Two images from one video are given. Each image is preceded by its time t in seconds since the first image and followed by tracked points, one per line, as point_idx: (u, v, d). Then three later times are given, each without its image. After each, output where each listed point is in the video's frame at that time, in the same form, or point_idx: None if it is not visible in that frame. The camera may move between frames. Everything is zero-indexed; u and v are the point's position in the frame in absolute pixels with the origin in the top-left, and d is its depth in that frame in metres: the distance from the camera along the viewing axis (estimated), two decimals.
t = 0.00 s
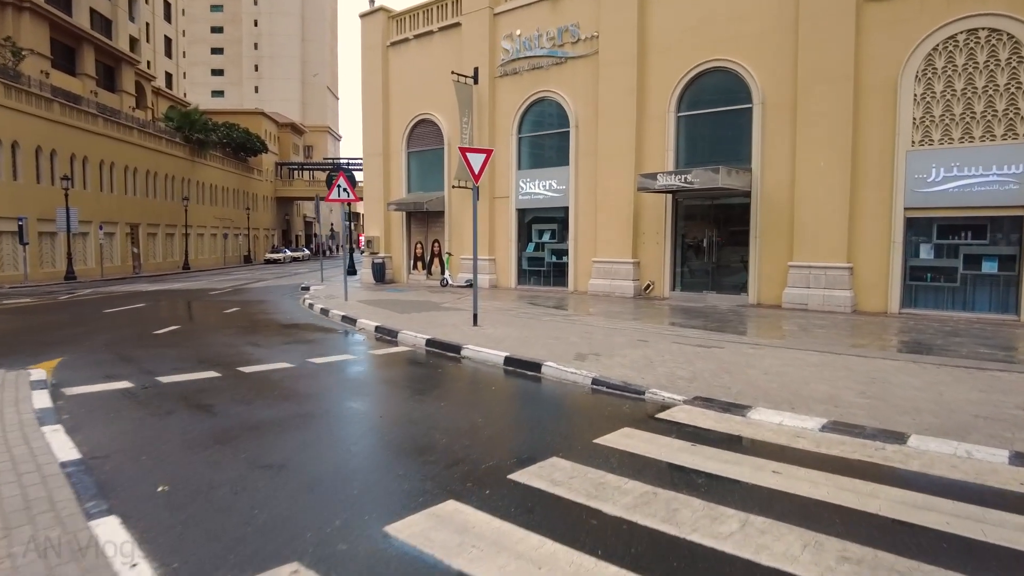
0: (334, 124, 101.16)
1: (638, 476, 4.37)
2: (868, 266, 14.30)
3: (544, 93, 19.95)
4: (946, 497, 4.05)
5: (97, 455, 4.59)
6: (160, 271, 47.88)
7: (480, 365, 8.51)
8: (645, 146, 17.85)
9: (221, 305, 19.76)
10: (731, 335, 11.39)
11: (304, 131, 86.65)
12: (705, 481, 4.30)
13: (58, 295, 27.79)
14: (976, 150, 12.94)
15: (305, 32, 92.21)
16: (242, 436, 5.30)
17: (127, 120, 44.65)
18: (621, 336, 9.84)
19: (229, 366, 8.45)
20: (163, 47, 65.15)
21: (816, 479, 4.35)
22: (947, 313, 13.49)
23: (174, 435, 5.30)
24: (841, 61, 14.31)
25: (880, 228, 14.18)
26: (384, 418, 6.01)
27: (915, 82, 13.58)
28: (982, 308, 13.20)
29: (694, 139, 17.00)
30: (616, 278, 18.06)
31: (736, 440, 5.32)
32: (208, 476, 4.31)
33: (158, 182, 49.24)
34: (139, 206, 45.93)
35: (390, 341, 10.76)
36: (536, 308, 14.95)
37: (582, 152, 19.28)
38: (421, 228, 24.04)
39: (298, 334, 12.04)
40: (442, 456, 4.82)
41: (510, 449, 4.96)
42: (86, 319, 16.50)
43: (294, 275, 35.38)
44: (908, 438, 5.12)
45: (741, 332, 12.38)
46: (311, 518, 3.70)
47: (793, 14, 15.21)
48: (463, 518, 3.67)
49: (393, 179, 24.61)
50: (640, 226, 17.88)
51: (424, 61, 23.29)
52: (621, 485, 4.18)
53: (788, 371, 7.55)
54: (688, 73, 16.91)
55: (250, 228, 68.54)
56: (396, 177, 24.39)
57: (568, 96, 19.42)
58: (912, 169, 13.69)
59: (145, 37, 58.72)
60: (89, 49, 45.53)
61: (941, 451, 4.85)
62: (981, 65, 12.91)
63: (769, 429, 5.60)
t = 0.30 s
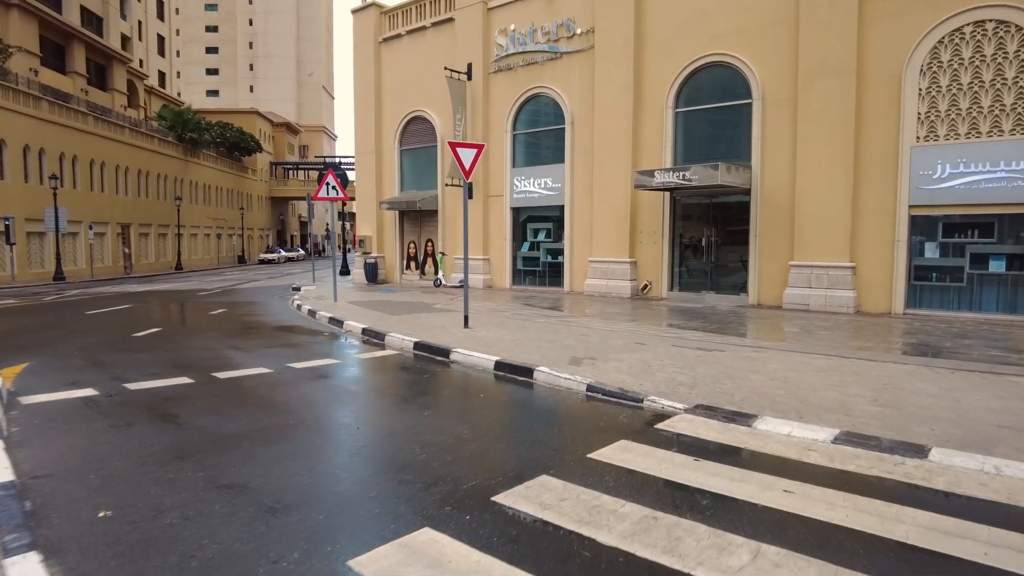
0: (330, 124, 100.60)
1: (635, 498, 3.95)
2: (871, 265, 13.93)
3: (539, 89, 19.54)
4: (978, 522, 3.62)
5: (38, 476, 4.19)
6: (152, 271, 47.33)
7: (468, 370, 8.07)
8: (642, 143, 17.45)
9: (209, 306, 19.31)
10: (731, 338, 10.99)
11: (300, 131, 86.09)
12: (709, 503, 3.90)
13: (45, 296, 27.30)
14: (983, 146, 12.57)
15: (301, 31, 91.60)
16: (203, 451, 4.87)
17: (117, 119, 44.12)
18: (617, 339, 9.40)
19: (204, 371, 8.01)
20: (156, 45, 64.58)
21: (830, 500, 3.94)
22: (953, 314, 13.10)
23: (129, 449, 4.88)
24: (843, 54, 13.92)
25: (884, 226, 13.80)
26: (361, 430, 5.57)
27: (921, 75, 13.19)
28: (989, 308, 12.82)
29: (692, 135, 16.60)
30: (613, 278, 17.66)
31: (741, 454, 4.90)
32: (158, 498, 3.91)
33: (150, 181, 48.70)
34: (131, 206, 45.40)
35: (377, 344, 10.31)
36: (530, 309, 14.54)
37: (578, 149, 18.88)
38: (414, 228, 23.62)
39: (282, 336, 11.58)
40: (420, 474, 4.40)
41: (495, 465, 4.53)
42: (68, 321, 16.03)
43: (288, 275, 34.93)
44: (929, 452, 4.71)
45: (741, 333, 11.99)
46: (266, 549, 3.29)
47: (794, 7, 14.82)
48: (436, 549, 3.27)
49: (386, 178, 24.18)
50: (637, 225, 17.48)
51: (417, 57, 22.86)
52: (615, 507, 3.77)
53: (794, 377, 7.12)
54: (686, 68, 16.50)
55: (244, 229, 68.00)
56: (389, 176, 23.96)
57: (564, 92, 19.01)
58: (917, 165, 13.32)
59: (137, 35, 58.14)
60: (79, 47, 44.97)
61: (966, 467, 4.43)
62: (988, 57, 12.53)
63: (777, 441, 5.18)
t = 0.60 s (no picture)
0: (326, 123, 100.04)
1: (634, 528, 3.52)
2: (875, 267, 13.53)
3: (535, 86, 19.13)
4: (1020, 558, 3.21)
5: None
6: (144, 272, 46.79)
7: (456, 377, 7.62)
8: (640, 141, 17.04)
9: (196, 308, 18.82)
10: (732, 341, 10.57)
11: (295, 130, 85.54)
12: (716, 533, 3.48)
13: (31, 297, 26.78)
14: (991, 144, 12.18)
15: (297, 30, 91.01)
16: (158, 472, 4.43)
17: (109, 117, 43.58)
18: (614, 344, 8.95)
19: (177, 378, 7.56)
20: (150, 44, 64.01)
21: (852, 529, 3.53)
22: (960, 317, 12.72)
23: (78, 468, 4.45)
24: (847, 49, 13.53)
25: (888, 226, 13.41)
26: (336, 445, 5.15)
27: (927, 71, 12.80)
28: (997, 311, 12.44)
29: (691, 134, 16.20)
30: (610, 280, 17.23)
31: (750, 473, 4.48)
32: (98, 528, 3.49)
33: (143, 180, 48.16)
34: (123, 205, 44.87)
35: (363, 349, 9.86)
36: (525, 311, 14.11)
37: (574, 147, 18.47)
38: (408, 228, 23.16)
39: (265, 340, 11.11)
40: (396, 498, 3.98)
41: (478, 489, 4.10)
42: (48, 323, 15.54)
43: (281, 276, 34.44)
44: (955, 472, 4.30)
45: (742, 337, 11.57)
46: None
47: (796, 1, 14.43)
48: None
49: (379, 176, 23.74)
50: (635, 224, 17.07)
51: (411, 54, 22.42)
52: (612, 541, 3.36)
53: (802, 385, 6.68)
54: (685, 64, 16.10)
55: (239, 228, 67.46)
56: (382, 174, 23.52)
57: (560, 89, 18.60)
58: (923, 163, 12.92)
59: (130, 33, 57.57)
60: (70, 44, 44.42)
61: (999, 491, 4.02)
62: (997, 53, 12.15)
63: (788, 458, 4.76)
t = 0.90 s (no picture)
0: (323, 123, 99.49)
1: (627, 557, 3.10)
2: (879, 266, 13.14)
3: (529, 81, 18.72)
4: None
5: None
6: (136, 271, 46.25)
7: (442, 381, 7.19)
8: (636, 137, 16.65)
9: (182, 308, 18.37)
10: (732, 342, 10.14)
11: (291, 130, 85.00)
12: (721, 563, 3.06)
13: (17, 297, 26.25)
14: (999, 138, 11.80)
15: (293, 29, 90.44)
16: (102, 489, 4.00)
17: (100, 114, 43.03)
18: (610, 345, 8.53)
19: (144, 382, 7.10)
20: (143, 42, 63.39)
21: (874, 557, 3.12)
22: (967, 318, 12.33)
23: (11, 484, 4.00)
24: (850, 41, 13.13)
25: (892, 224, 13.01)
26: (305, 457, 4.70)
27: (933, 64, 12.40)
28: (1004, 311, 12.05)
29: (689, 130, 15.80)
30: (606, 279, 16.81)
31: (757, 490, 4.06)
32: (16, 559, 3.05)
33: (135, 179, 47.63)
34: (115, 204, 44.34)
35: (346, 350, 9.41)
36: (519, 312, 13.67)
37: (569, 143, 18.05)
38: (401, 226, 22.73)
39: (246, 341, 10.67)
40: (362, 522, 3.54)
41: (454, 510, 3.67)
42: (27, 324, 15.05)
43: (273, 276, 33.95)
44: (983, 488, 3.89)
45: (742, 338, 11.16)
46: None
47: None
48: None
49: (371, 174, 23.30)
50: (632, 222, 16.66)
51: (403, 49, 22.00)
52: (602, 573, 2.93)
53: (809, 390, 6.26)
54: (684, 58, 15.69)
55: (233, 228, 66.91)
56: (374, 172, 23.08)
57: (555, 84, 18.20)
58: (929, 159, 12.53)
59: (123, 31, 57.05)
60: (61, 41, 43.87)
61: None
62: (1005, 44, 11.77)
63: (796, 472, 4.34)
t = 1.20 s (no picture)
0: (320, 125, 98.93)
1: None
2: (886, 270, 12.71)
3: (525, 79, 18.28)
4: None
5: None
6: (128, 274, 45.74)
7: (427, 394, 6.72)
8: (634, 137, 16.21)
9: (168, 313, 17.91)
10: (735, 350, 9.70)
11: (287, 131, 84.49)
12: None
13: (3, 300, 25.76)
14: (1010, 137, 11.37)
15: (290, 31, 89.92)
16: (29, 528, 3.53)
17: (92, 115, 42.54)
18: (606, 354, 8.06)
19: (107, 396, 6.64)
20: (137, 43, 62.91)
21: None
22: (977, 323, 11.90)
23: None
24: (854, 37, 12.71)
25: (899, 226, 12.58)
26: (267, 485, 4.24)
27: (941, 60, 11.99)
28: (1016, 315, 11.63)
29: (687, 129, 15.37)
30: (603, 282, 16.35)
31: (770, 525, 3.61)
32: None
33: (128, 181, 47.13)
34: (107, 205, 43.84)
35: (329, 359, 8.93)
36: (512, 317, 13.22)
37: (565, 143, 17.62)
38: (394, 228, 22.27)
39: (226, 349, 10.18)
40: (320, 569, 3.09)
41: (426, 554, 3.21)
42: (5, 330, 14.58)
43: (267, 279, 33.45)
44: None
45: (744, 344, 10.73)
46: None
47: None
48: None
49: (364, 175, 22.84)
50: (629, 224, 16.22)
51: (396, 48, 21.56)
52: None
53: (821, 405, 5.80)
54: (682, 55, 15.26)
55: (228, 230, 66.36)
56: (367, 173, 22.64)
57: (551, 83, 17.76)
58: (936, 158, 12.11)
59: (116, 31, 56.53)
60: (52, 41, 43.37)
61: None
62: (1017, 39, 11.35)
63: (813, 502, 3.89)
